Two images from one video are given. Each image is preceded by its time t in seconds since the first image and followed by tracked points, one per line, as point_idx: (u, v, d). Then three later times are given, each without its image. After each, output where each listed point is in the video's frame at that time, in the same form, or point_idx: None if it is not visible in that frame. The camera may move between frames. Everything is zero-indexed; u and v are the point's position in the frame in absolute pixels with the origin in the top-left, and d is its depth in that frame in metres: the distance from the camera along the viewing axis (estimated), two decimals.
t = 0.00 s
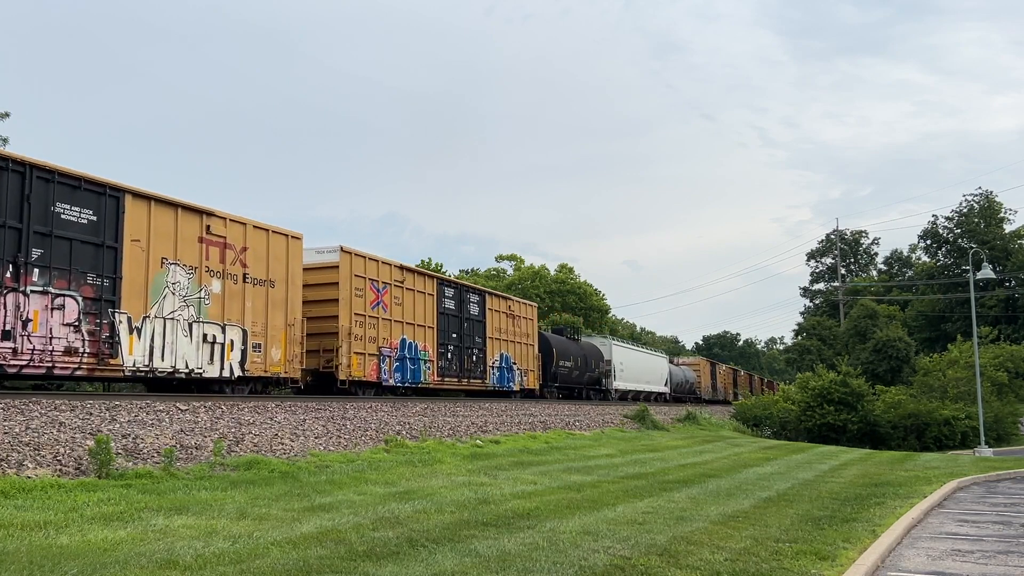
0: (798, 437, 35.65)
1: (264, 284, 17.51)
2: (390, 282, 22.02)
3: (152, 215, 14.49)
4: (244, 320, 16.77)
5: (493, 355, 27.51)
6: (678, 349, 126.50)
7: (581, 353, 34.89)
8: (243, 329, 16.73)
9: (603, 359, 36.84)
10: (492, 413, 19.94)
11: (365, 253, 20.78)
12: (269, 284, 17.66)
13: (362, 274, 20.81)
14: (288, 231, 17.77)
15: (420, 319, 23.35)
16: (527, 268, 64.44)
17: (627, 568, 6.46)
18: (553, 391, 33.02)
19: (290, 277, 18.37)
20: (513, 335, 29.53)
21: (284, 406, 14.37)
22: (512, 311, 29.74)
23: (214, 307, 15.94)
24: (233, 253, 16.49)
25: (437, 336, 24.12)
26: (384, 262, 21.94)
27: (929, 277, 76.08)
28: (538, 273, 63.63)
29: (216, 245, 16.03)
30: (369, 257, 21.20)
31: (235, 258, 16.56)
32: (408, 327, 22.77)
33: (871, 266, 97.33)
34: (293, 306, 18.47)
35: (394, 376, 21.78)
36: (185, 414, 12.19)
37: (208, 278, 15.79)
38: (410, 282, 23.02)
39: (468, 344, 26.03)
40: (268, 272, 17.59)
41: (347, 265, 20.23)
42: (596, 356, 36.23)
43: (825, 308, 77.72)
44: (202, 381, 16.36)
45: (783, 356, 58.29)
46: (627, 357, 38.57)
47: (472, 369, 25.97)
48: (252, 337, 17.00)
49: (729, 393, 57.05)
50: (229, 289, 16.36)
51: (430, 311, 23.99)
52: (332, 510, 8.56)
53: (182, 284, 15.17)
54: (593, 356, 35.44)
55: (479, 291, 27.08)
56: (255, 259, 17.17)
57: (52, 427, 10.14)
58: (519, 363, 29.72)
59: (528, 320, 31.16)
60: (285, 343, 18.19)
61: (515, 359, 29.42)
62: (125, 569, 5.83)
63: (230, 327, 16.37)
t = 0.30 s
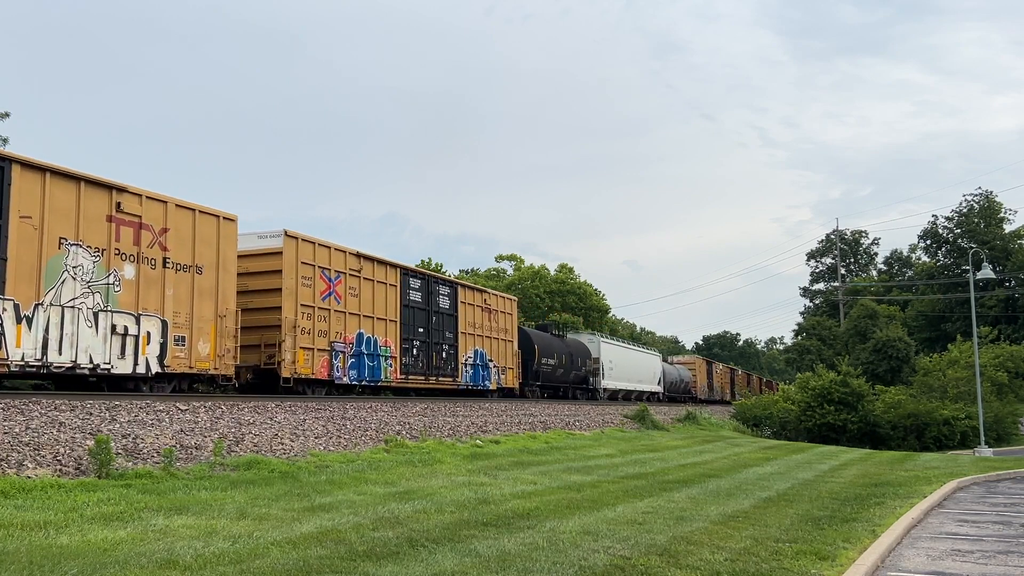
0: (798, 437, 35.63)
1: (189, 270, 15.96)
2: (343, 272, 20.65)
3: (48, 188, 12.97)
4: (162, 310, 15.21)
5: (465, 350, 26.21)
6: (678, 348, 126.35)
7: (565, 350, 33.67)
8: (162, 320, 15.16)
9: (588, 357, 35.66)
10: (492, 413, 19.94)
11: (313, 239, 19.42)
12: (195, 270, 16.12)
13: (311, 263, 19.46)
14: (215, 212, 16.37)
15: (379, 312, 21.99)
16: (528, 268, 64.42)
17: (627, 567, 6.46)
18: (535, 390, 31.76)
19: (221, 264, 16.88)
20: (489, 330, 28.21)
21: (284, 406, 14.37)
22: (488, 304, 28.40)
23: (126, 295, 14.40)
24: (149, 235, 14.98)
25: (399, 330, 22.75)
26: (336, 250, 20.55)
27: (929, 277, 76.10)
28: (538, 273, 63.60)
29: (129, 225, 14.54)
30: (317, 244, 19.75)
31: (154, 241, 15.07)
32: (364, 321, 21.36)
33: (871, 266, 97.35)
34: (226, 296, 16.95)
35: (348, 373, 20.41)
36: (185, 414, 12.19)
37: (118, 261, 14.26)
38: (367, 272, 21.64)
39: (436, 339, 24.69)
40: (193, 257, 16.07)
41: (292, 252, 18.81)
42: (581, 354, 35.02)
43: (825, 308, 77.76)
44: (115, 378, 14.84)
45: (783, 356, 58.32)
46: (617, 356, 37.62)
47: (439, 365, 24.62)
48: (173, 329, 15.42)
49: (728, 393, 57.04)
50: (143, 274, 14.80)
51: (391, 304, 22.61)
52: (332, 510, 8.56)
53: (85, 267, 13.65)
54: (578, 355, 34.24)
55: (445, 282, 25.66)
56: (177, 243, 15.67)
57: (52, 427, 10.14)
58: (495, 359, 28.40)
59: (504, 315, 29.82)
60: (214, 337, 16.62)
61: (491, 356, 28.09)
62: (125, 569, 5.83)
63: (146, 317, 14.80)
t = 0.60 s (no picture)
0: (798, 437, 35.63)
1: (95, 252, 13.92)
2: (288, 258, 18.62)
3: None
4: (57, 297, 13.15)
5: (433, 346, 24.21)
6: (677, 349, 126.07)
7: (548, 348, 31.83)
8: (57, 308, 13.14)
9: (573, 355, 33.93)
10: (492, 413, 19.94)
11: (250, 221, 17.44)
12: (103, 253, 14.04)
13: (248, 247, 17.49)
14: (127, 189, 14.29)
15: (331, 304, 19.91)
16: (527, 268, 64.35)
17: (627, 567, 6.46)
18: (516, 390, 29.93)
19: (137, 246, 14.77)
20: (462, 325, 26.04)
21: (284, 406, 14.38)
22: (461, 297, 26.22)
23: (10, 279, 12.42)
24: (42, 212, 12.94)
25: (355, 323, 20.66)
26: (280, 234, 18.55)
27: (929, 277, 76.09)
28: (538, 272, 63.52)
29: (18, 200, 12.59)
30: (255, 227, 17.75)
31: (50, 218, 13.07)
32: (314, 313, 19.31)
33: (871, 266, 97.35)
34: (141, 283, 14.82)
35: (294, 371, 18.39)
36: (185, 414, 12.19)
37: (4, 240, 12.34)
38: (317, 259, 19.59)
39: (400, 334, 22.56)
40: (101, 238, 14.00)
41: (224, 234, 16.84)
42: (565, 352, 33.27)
43: (825, 308, 77.78)
44: (4, 373, 12.95)
45: (783, 356, 58.31)
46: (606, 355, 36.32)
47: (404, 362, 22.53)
48: (73, 319, 13.44)
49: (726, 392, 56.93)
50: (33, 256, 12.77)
51: (346, 295, 20.53)
52: (332, 510, 8.56)
53: None
54: (561, 351, 32.45)
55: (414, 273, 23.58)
56: (80, 222, 13.62)
57: (52, 427, 10.13)
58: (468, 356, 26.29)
59: (482, 309, 27.62)
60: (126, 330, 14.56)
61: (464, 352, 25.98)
62: (125, 569, 5.83)
63: (39, 305, 12.85)
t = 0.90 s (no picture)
0: (798, 437, 35.64)
1: None
2: (220, 242, 16.49)
3: None
4: None
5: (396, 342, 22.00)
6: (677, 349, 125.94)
7: (527, 344, 30.00)
8: None
9: (556, 353, 32.23)
10: (492, 413, 19.94)
11: (174, 200, 15.39)
12: None
13: (171, 228, 15.37)
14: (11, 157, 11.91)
15: (272, 293, 17.77)
16: (527, 268, 64.32)
17: (627, 568, 6.46)
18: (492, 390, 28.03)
19: (26, 223, 12.38)
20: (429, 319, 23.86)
21: (284, 406, 14.38)
22: (429, 289, 23.99)
23: None
24: None
25: (301, 314, 18.52)
26: (210, 214, 16.40)
27: (929, 277, 76.13)
28: (538, 273, 63.48)
29: None
30: (179, 206, 15.59)
31: None
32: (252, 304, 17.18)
33: (871, 266, 97.36)
34: (34, 266, 12.53)
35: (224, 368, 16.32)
36: (185, 414, 12.19)
37: None
38: (255, 244, 17.44)
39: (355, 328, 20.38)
40: None
41: (142, 213, 14.79)
42: (547, 348, 31.50)
43: (825, 308, 77.78)
44: None
45: (783, 356, 58.29)
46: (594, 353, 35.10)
47: (360, 359, 20.38)
48: None
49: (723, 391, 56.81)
50: None
51: (291, 283, 18.36)
52: (332, 510, 8.56)
53: None
54: (543, 349, 30.71)
55: (373, 261, 21.36)
56: None
57: (52, 427, 10.13)
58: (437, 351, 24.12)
59: (452, 301, 25.41)
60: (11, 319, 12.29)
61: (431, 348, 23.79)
62: (125, 569, 5.83)
63: None
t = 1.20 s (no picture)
0: (798, 437, 35.65)
1: None
2: (134, 222, 14.67)
3: None
4: None
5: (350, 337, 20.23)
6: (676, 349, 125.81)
7: (502, 340, 28.26)
8: None
9: (534, 349, 30.54)
10: (492, 413, 19.95)
11: (75, 171, 13.57)
12: None
13: (73, 205, 13.57)
14: None
15: (199, 281, 15.97)
16: (527, 268, 64.32)
17: (627, 567, 6.46)
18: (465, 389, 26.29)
19: None
20: (390, 312, 22.00)
21: (284, 406, 14.38)
22: (390, 279, 22.11)
23: None
24: None
25: (234, 305, 16.73)
26: (124, 191, 14.61)
27: (929, 277, 76.16)
28: (538, 273, 63.49)
29: None
30: (82, 180, 13.80)
31: None
32: (172, 292, 15.41)
33: (871, 266, 97.37)
34: None
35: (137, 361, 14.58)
36: (185, 414, 12.19)
37: None
38: (178, 226, 15.64)
39: (300, 320, 18.57)
40: None
41: (36, 186, 13.02)
42: (524, 344, 29.78)
43: (825, 308, 77.78)
44: None
45: (783, 356, 58.29)
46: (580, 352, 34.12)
47: (306, 355, 18.62)
48: None
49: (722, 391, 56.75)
50: None
51: (223, 270, 16.57)
52: (332, 510, 8.57)
53: None
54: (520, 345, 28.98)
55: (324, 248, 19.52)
56: None
57: (52, 427, 10.14)
58: (398, 346, 22.29)
59: (416, 293, 23.53)
60: None
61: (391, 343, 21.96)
62: (125, 569, 5.83)
63: None
